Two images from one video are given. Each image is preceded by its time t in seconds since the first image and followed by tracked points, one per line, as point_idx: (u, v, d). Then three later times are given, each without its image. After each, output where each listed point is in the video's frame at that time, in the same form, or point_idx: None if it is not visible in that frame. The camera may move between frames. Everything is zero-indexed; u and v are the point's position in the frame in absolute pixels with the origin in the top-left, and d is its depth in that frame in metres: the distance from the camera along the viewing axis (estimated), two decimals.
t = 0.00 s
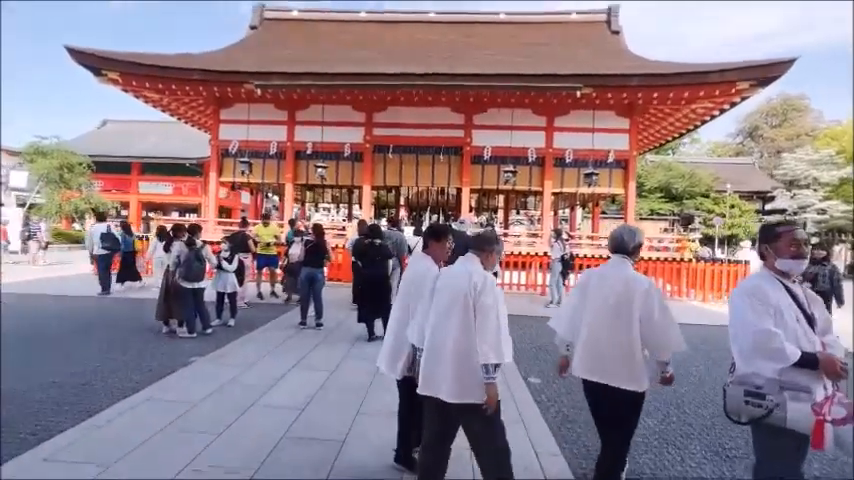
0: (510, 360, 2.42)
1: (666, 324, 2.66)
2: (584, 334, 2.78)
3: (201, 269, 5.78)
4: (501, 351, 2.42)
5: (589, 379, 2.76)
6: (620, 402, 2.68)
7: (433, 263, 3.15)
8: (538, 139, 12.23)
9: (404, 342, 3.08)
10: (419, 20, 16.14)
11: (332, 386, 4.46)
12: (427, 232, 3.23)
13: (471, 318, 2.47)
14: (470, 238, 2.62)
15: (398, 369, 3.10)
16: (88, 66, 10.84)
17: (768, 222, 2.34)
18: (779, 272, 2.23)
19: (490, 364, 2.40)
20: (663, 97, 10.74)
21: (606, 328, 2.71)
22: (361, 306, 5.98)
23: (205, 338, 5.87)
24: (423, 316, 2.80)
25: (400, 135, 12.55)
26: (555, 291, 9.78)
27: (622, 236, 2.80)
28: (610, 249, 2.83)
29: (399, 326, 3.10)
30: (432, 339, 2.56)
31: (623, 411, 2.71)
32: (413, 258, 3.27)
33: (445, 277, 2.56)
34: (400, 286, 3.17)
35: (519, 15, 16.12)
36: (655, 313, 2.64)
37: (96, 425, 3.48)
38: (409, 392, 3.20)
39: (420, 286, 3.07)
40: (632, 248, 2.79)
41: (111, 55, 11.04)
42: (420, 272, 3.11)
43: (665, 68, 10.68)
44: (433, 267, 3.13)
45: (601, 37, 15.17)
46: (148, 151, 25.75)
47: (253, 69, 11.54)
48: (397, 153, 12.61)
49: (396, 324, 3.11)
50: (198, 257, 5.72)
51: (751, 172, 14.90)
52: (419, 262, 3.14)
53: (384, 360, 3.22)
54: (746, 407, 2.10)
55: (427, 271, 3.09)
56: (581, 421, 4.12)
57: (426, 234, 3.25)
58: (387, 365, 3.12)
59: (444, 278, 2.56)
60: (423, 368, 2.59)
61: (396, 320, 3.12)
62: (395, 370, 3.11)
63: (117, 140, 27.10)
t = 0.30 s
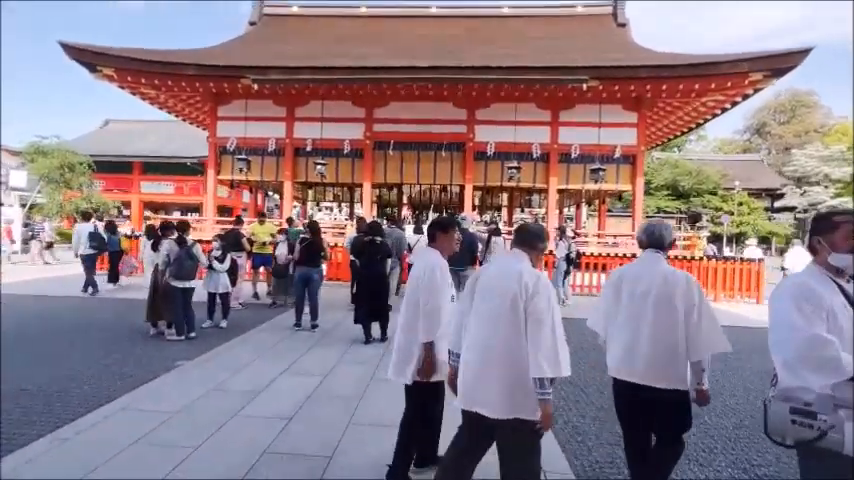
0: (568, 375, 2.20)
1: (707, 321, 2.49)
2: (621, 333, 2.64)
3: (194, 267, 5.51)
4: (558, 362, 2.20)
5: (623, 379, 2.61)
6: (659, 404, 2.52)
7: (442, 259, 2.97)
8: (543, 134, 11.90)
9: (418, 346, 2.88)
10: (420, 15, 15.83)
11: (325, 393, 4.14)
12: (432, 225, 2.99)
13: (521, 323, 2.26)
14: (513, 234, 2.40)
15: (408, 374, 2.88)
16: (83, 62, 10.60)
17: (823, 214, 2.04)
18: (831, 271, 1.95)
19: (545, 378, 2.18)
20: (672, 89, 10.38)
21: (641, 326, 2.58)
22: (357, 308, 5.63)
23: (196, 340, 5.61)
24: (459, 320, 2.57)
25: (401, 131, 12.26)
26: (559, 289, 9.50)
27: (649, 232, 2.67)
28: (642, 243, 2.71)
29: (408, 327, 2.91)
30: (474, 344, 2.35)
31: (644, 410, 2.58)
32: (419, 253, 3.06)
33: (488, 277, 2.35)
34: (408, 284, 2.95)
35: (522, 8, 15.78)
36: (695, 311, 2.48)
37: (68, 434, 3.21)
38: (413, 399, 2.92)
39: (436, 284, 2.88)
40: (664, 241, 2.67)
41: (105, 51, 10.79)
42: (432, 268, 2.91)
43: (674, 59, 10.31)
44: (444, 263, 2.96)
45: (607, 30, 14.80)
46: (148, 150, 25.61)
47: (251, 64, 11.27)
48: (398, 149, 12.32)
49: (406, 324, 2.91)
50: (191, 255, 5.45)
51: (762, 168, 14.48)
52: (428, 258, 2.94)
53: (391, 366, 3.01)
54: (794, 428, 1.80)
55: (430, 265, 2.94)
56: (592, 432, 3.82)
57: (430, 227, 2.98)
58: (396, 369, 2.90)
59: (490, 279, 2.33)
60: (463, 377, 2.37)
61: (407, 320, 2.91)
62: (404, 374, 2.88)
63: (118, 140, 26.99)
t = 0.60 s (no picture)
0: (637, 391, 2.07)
1: (750, 329, 2.41)
2: (662, 341, 2.55)
3: (186, 268, 5.31)
4: (624, 379, 2.07)
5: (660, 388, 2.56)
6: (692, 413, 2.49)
7: (456, 262, 2.69)
8: (547, 132, 11.61)
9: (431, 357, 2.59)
10: (422, 11, 15.57)
11: (319, 404, 3.86)
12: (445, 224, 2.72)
13: (576, 339, 2.09)
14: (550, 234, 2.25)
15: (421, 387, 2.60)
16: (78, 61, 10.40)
17: None
18: None
19: (614, 398, 2.06)
20: (681, 85, 10.04)
21: (680, 334, 2.50)
22: (353, 314, 5.31)
23: (187, 346, 5.37)
24: (496, 331, 2.39)
25: (402, 129, 12.01)
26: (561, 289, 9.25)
27: (688, 234, 2.61)
28: (683, 246, 2.62)
29: (420, 337, 2.62)
30: (521, 358, 2.17)
31: (676, 417, 2.55)
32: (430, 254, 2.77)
33: (531, 284, 2.17)
34: (417, 289, 2.65)
35: (526, 4, 15.49)
36: (740, 318, 2.42)
37: (39, 453, 2.97)
38: (423, 412, 2.65)
39: (452, 289, 2.59)
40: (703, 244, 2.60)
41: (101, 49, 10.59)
42: (445, 271, 2.62)
43: (683, 54, 10.00)
44: (458, 265, 2.68)
45: (612, 25, 14.48)
46: (150, 151, 25.51)
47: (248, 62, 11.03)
48: (399, 148, 12.07)
49: (416, 334, 2.62)
50: (182, 255, 5.25)
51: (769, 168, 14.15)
52: (440, 260, 2.65)
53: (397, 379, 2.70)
54: None
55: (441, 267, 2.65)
56: (606, 450, 3.55)
57: (441, 227, 2.72)
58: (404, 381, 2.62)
59: (540, 292, 2.13)
60: (511, 395, 2.19)
61: (418, 329, 2.62)
62: (416, 387, 2.61)
63: (120, 141, 26.97)
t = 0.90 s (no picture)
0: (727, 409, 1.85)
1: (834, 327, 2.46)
2: (742, 338, 2.56)
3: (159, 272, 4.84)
4: (711, 396, 1.85)
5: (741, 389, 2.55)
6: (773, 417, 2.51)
7: (495, 267, 2.33)
8: (554, 128, 11.26)
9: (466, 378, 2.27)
10: (426, 7, 15.28)
11: (313, 418, 3.53)
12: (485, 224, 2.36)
13: (652, 350, 1.88)
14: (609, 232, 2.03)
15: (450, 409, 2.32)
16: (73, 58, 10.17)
17: None
18: None
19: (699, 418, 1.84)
20: (695, 78, 9.65)
21: (758, 329, 2.53)
22: (353, 317, 4.95)
23: (178, 352, 5.07)
24: (552, 342, 2.14)
25: (405, 126, 11.69)
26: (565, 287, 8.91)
27: (768, 225, 2.60)
28: (763, 240, 2.61)
29: (453, 354, 2.29)
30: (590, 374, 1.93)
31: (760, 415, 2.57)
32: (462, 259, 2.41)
33: (598, 290, 1.96)
34: (449, 299, 2.32)
35: None
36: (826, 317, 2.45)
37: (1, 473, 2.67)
38: (451, 434, 2.37)
39: (491, 299, 2.25)
40: (785, 238, 2.59)
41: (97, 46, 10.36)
42: (482, 281, 2.27)
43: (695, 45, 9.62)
44: (499, 272, 2.32)
45: (620, 19, 14.12)
46: (152, 153, 25.39)
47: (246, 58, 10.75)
48: (402, 146, 11.77)
49: (449, 351, 2.29)
50: (155, 258, 4.79)
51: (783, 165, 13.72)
52: (476, 267, 2.31)
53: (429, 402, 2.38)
54: None
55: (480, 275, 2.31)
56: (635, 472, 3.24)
57: (486, 224, 2.35)
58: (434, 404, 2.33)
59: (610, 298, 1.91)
60: (583, 415, 1.97)
61: (451, 346, 2.29)
62: (448, 408, 2.32)
63: (123, 143, 26.91)
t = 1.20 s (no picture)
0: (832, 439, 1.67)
1: None
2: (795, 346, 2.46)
3: (129, 280, 4.50)
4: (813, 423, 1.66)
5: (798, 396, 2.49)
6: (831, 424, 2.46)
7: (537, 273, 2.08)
8: (559, 127, 10.99)
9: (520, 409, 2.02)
10: (427, 6, 15.05)
11: (309, 438, 3.25)
12: (527, 230, 2.22)
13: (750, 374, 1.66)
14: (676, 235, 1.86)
15: (503, 446, 2.07)
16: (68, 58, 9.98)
17: None
18: None
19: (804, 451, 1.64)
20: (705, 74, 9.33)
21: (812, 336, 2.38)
22: (352, 326, 4.68)
23: (169, 362, 4.82)
24: (613, 357, 1.93)
25: (406, 126, 11.43)
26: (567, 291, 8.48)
27: (819, 233, 2.59)
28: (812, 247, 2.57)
29: (502, 383, 2.04)
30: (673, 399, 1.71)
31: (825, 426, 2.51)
32: (502, 272, 2.14)
33: (678, 302, 1.75)
34: (494, 322, 2.05)
35: None
36: None
37: None
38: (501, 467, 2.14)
39: (543, 318, 1.99)
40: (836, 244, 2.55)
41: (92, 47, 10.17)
42: (530, 297, 2.00)
43: (705, 40, 9.32)
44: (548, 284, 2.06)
45: (625, 16, 13.83)
46: (152, 156, 25.28)
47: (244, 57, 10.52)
48: (404, 147, 11.54)
49: (498, 379, 2.03)
50: (124, 265, 4.46)
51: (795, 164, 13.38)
52: (520, 282, 2.03)
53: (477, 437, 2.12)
54: None
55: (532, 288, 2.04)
56: None
57: (538, 228, 2.20)
58: (484, 441, 2.07)
59: (696, 313, 1.70)
60: (666, 448, 1.73)
61: (499, 374, 2.04)
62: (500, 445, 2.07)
63: (124, 147, 26.86)
